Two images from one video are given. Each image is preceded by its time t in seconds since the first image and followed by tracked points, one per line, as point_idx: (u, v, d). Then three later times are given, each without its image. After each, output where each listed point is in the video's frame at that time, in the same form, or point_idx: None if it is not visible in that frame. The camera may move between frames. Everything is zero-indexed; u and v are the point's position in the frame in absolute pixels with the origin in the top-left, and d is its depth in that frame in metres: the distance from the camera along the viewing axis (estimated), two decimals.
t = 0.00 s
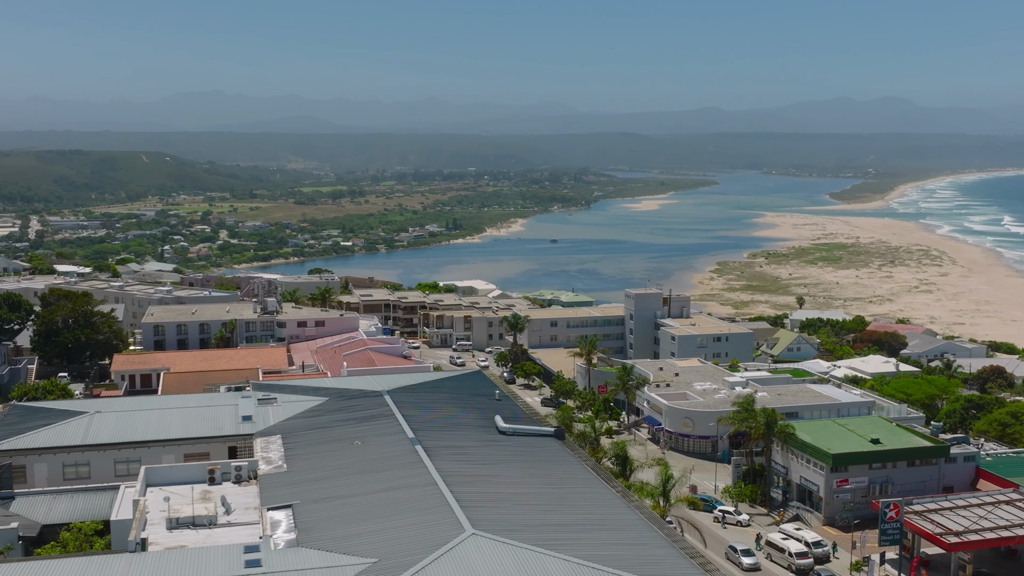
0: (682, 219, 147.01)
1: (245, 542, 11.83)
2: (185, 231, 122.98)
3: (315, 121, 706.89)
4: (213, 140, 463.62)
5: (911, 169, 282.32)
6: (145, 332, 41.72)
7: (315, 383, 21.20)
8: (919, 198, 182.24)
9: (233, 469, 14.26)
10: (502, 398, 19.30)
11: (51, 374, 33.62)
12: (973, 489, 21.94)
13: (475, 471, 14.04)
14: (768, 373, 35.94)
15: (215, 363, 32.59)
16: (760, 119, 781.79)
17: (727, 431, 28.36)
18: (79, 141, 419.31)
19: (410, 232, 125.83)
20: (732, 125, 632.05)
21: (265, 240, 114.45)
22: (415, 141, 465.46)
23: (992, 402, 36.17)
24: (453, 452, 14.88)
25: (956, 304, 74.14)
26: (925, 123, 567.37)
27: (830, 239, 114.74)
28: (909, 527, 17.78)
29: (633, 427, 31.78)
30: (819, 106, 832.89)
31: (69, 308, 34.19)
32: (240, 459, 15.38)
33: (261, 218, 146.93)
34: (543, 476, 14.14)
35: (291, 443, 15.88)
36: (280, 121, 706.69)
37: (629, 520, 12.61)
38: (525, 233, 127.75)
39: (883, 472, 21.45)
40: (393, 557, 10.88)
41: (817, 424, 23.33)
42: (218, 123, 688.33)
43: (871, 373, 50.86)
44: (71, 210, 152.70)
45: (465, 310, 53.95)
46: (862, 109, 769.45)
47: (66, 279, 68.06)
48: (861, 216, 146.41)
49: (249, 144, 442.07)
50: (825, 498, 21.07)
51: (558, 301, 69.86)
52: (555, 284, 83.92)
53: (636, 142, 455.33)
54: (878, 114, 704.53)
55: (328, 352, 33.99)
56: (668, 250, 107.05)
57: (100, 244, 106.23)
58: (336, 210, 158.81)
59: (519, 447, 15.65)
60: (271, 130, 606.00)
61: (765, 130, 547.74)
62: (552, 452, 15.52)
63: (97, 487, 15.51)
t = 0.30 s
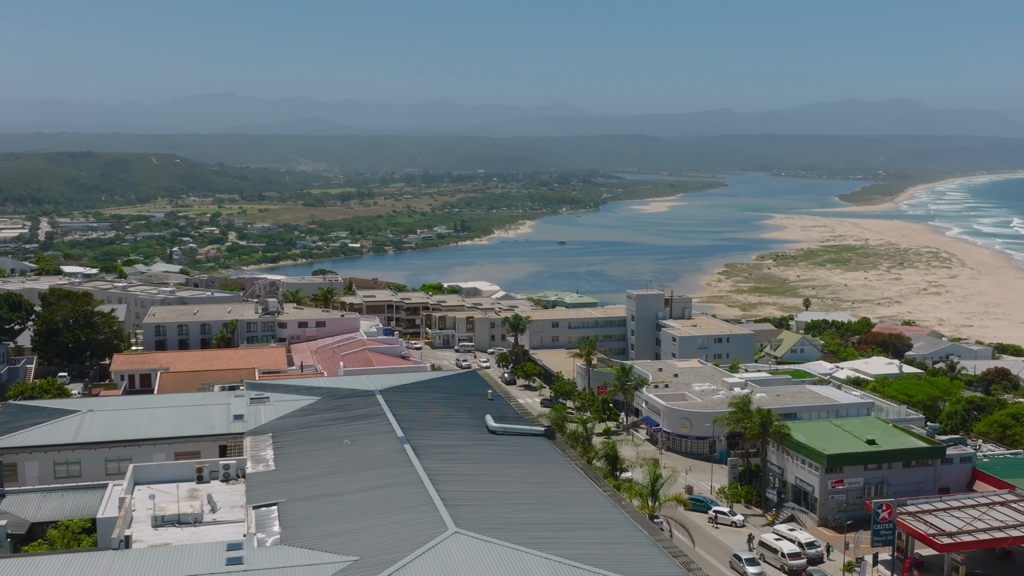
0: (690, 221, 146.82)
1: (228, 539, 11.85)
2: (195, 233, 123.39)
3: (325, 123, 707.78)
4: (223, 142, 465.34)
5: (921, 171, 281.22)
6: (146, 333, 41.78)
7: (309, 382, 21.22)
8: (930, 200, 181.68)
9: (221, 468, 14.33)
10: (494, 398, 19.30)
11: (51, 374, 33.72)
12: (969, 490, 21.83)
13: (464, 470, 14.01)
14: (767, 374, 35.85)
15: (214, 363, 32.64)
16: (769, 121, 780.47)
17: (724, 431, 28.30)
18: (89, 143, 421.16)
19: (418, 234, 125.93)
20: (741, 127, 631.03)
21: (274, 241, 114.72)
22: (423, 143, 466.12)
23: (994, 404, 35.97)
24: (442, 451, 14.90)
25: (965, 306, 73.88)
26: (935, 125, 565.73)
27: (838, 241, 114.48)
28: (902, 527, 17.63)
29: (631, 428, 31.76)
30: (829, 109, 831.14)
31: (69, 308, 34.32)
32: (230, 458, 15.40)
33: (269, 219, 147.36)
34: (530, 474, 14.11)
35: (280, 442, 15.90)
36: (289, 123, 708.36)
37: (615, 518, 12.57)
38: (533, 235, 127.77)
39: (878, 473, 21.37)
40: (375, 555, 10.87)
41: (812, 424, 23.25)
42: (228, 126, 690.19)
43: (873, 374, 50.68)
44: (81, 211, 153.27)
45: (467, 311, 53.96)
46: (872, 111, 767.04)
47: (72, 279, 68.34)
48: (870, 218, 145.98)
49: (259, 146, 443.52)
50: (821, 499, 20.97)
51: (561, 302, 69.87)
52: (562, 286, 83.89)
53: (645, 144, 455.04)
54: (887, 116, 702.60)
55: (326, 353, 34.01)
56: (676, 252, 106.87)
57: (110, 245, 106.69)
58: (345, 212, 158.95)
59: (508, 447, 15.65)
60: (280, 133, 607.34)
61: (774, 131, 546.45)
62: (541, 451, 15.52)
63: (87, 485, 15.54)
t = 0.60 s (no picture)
0: (699, 222, 146.48)
1: (213, 535, 11.86)
2: (203, 233, 123.62)
3: (333, 124, 708.61)
4: (232, 143, 466.61)
5: (931, 172, 279.91)
6: (148, 332, 41.94)
7: (304, 380, 21.23)
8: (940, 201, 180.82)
9: (209, 465, 14.40)
10: (487, 397, 19.29)
11: (51, 372, 33.86)
12: (964, 490, 21.76)
13: (451, 467, 14.02)
14: (767, 374, 35.74)
15: (212, 362, 32.71)
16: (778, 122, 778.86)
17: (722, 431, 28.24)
18: (100, 144, 422.90)
19: (426, 235, 125.93)
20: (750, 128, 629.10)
21: (283, 242, 114.86)
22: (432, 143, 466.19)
23: (995, 405, 35.80)
24: (431, 448, 14.91)
25: (974, 307, 73.53)
26: (945, 126, 563.78)
27: (847, 242, 114.11)
28: (894, 527, 17.57)
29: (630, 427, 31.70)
30: (839, 110, 828.98)
31: (69, 307, 34.37)
32: (220, 455, 15.45)
33: (278, 220, 147.47)
34: (517, 472, 14.08)
35: (271, 440, 15.92)
36: (298, 124, 709.25)
37: (601, 516, 12.52)
38: (541, 236, 127.63)
39: (873, 472, 21.30)
40: (358, 551, 10.85)
41: (808, 424, 23.20)
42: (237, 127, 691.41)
43: (877, 374, 50.54)
44: (91, 212, 153.67)
45: (470, 311, 53.98)
46: (882, 112, 764.29)
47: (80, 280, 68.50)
48: (880, 219, 145.44)
49: (269, 146, 444.17)
50: (815, 498, 20.94)
51: (566, 302, 69.79)
52: (570, 287, 83.79)
53: (655, 145, 454.32)
54: (897, 117, 700.24)
55: (325, 352, 34.08)
56: (685, 253, 106.54)
57: (119, 245, 107.05)
58: (354, 213, 158.99)
59: (497, 444, 15.64)
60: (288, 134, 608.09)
61: (783, 132, 544.88)
62: (530, 449, 15.50)
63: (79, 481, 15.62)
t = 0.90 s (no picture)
0: (708, 222, 146.34)
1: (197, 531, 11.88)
2: (212, 234, 124.00)
3: (342, 125, 709.74)
4: (242, 144, 467.52)
5: (942, 173, 278.92)
6: (150, 331, 42.06)
7: (298, 378, 21.22)
8: (951, 203, 180.14)
9: (198, 462, 14.43)
10: (480, 396, 19.28)
11: (52, 371, 34.00)
12: (960, 491, 21.67)
13: (438, 465, 14.02)
14: (767, 374, 35.62)
15: (211, 361, 32.77)
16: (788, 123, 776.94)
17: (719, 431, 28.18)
18: (111, 145, 424.29)
19: (435, 236, 126.04)
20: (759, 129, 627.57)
21: (291, 243, 115.13)
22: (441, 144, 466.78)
23: (996, 405, 35.63)
24: (419, 446, 14.91)
25: (983, 309, 73.19)
26: (955, 127, 561.79)
27: (857, 243, 113.85)
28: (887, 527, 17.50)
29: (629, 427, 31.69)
30: (848, 111, 826.33)
31: (70, 306, 34.46)
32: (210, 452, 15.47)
33: (286, 221, 147.80)
34: (505, 470, 14.07)
35: (261, 437, 15.93)
36: (307, 125, 710.52)
37: (586, 515, 12.48)
38: (550, 237, 127.56)
39: (868, 472, 21.25)
40: (338, 548, 10.84)
41: (804, 424, 23.13)
42: (246, 128, 692.99)
43: (881, 375, 50.36)
44: (101, 213, 154.29)
45: (473, 311, 53.96)
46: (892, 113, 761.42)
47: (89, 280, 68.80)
48: (890, 220, 144.95)
49: (279, 147, 445.27)
50: (810, 498, 20.88)
51: (571, 303, 69.74)
52: (578, 287, 83.77)
53: (663, 146, 453.81)
54: (907, 118, 697.76)
55: (324, 351, 34.12)
56: (693, 254, 106.34)
57: (129, 246, 107.34)
58: (362, 214, 159.31)
59: (486, 442, 15.63)
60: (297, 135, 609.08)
61: (792, 133, 543.52)
62: (519, 448, 15.50)
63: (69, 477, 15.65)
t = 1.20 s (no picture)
0: (717, 223, 146.18)
1: (182, 527, 11.89)
2: (221, 234, 124.33)
3: (351, 125, 710.65)
4: (252, 145, 468.74)
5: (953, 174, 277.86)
6: (152, 330, 42.18)
7: (292, 376, 21.26)
8: (963, 203, 179.44)
9: (186, 459, 14.47)
10: (472, 394, 19.27)
11: (52, 368, 34.14)
12: (957, 490, 21.56)
13: (425, 462, 14.01)
14: (767, 374, 35.52)
15: (211, 359, 32.89)
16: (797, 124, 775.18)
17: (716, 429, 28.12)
18: (121, 146, 425.65)
19: (444, 236, 126.17)
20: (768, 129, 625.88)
21: (300, 244, 115.35)
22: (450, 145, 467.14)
23: (996, 405, 35.49)
24: (408, 444, 14.92)
25: (993, 310, 72.86)
26: (965, 128, 559.80)
27: (866, 244, 113.47)
28: (879, 525, 17.41)
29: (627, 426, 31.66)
30: (858, 111, 824.10)
31: (71, 305, 34.57)
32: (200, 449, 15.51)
33: (295, 221, 148.10)
34: (492, 467, 14.06)
35: (250, 434, 15.95)
36: (316, 126, 711.69)
37: (570, 512, 12.46)
38: (559, 237, 127.57)
39: (864, 471, 21.17)
40: (321, 543, 10.85)
41: (800, 423, 23.07)
42: (255, 129, 694.39)
43: (884, 375, 50.18)
44: (111, 213, 154.89)
45: (476, 310, 53.95)
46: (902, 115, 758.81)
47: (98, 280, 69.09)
48: (901, 221, 144.34)
49: (289, 148, 446.16)
50: (804, 497, 20.80)
51: (576, 303, 69.69)
52: (585, 288, 83.78)
53: (673, 147, 453.35)
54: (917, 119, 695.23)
55: (323, 350, 34.20)
56: (701, 255, 106.16)
57: (138, 246, 107.68)
58: (371, 214, 159.54)
59: (475, 439, 15.66)
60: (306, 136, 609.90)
61: (801, 134, 542.12)
62: (508, 445, 15.51)
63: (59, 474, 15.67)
